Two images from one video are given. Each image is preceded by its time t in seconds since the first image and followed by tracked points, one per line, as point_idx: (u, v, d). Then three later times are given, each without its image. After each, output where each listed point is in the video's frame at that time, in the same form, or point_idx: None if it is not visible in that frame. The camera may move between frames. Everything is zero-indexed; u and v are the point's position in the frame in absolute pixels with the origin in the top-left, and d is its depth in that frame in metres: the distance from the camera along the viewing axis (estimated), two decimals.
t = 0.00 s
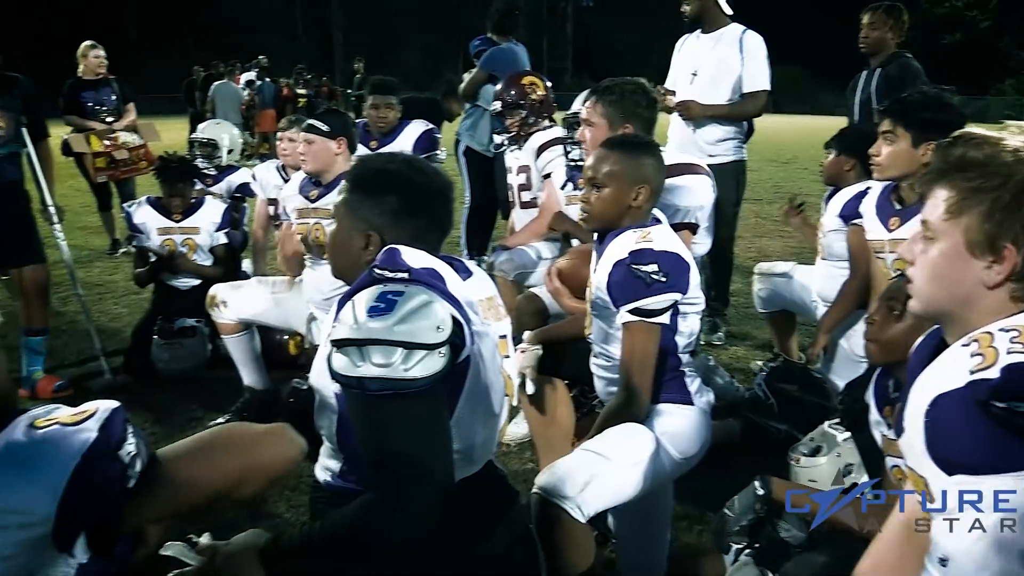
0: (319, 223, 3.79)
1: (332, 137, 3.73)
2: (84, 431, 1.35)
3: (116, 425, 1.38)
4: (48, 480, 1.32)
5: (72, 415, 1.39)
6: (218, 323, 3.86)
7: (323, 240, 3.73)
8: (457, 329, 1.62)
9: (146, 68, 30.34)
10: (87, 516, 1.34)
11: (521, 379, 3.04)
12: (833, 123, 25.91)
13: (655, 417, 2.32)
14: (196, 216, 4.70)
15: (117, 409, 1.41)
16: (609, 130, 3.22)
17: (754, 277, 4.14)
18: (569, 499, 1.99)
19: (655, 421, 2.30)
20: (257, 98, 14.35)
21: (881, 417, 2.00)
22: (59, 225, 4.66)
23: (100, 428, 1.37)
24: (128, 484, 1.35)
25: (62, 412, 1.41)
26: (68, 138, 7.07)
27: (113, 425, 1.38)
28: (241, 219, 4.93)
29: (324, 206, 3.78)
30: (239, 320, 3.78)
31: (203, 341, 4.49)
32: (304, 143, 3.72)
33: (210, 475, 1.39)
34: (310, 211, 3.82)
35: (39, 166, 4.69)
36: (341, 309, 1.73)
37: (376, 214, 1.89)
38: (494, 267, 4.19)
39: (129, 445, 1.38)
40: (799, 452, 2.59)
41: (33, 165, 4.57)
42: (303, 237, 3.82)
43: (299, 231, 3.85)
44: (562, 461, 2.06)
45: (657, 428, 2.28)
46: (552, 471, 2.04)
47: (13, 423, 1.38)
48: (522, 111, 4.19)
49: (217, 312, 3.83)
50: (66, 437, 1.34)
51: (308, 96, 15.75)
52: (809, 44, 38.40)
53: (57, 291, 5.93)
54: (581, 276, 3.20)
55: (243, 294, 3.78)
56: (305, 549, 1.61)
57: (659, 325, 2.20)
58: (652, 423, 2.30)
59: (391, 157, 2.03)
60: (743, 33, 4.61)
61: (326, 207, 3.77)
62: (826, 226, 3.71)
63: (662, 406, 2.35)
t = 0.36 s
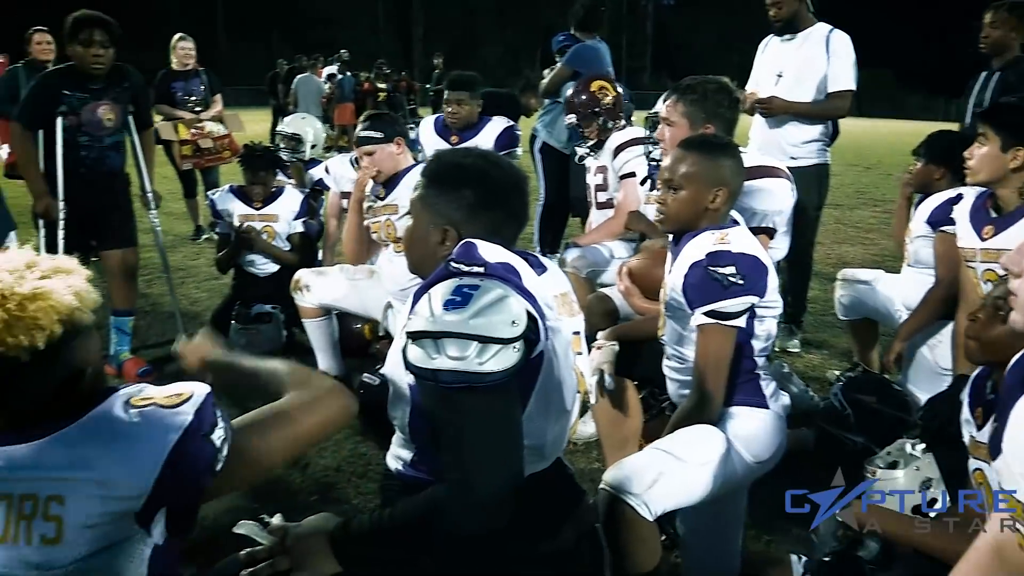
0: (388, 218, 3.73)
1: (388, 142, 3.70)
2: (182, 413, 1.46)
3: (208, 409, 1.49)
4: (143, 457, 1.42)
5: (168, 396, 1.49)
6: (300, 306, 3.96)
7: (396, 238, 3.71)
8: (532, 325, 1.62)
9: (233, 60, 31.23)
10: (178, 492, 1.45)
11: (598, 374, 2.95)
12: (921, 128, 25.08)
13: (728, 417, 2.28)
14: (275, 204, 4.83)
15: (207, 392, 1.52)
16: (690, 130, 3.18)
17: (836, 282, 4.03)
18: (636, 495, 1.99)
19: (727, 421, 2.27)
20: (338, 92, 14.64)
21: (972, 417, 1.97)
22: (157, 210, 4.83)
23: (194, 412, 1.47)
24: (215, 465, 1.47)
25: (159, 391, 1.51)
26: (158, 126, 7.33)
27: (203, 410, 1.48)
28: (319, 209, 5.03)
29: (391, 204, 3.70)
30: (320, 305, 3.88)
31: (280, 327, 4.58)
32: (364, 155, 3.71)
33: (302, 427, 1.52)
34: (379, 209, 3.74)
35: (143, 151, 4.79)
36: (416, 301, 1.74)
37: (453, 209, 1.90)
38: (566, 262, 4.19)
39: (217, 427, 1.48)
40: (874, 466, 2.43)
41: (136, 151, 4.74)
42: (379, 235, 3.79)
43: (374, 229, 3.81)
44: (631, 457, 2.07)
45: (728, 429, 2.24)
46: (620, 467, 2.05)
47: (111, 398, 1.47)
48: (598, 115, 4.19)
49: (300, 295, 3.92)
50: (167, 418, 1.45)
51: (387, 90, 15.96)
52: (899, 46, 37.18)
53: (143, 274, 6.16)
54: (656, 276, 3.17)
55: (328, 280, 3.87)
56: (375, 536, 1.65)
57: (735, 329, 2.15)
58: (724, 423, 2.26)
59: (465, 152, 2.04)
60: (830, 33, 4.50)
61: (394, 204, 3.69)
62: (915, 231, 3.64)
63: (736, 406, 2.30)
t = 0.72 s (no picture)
0: (457, 213, 3.73)
1: (464, 138, 3.72)
2: (264, 397, 1.51)
3: (289, 393, 1.54)
4: (231, 432, 1.48)
5: (249, 381, 1.55)
6: (370, 303, 4.02)
7: (465, 233, 3.71)
8: (601, 324, 1.61)
9: (308, 62, 31.89)
10: (259, 471, 1.50)
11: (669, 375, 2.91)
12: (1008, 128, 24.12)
13: (805, 422, 2.26)
14: (347, 202, 4.92)
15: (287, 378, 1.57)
16: (764, 129, 3.12)
17: (917, 286, 3.90)
18: (722, 503, 1.98)
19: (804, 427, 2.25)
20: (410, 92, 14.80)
21: None
22: (242, 209, 4.97)
23: (275, 397, 1.52)
24: (298, 447, 1.52)
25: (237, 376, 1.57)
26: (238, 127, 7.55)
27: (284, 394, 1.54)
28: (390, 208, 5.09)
29: (461, 199, 3.70)
30: (389, 302, 3.95)
31: (350, 323, 4.65)
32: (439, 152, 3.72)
33: (365, 454, 1.52)
34: (450, 205, 3.75)
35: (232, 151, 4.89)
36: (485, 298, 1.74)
37: (524, 207, 1.91)
38: (633, 261, 4.16)
39: (298, 413, 1.53)
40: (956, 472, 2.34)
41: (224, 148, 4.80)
42: (448, 231, 3.80)
43: (444, 224, 3.83)
44: (714, 462, 2.06)
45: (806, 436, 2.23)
46: (704, 473, 2.04)
47: (193, 384, 1.54)
48: (671, 114, 4.28)
49: (370, 292, 3.99)
50: (251, 400, 1.51)
51: (459, 90, 16.08)
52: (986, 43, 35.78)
53: (220, 269, 6.34)
54: (728, 278, 3.12)
55: (397, 277, 3.93)
56: (441, 531, 1.65)
57: (818, 331, 2.10)
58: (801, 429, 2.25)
59: (537, 150, 2.05)
60: (908, 27, 4.37)
61: (465, 197, 3.69)
62: (1000, 233, 3.50)
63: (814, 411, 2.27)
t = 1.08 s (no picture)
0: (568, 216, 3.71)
1: (578, 141, 3.72)
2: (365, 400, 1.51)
3: (393, 401, 1.52)
4: (322, 426, 1.49)
5: (358, 384, 1.55)
6: (477, 305, 4.08)
7: (576, 235, 3.69)
8: (721, 332, 1.58)
9: (418, 66, 32.57)
10: (347, 473, 1.48)
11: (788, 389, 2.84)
12: None
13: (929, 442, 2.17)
14: (457, 205, 5.01)
15: (397, 386, 1.56)
16: (891, 134, 3.01)
17: None
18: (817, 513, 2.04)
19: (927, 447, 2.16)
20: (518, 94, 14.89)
21: None
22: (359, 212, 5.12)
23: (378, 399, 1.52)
24: (384, 461, 1.48)
25: (349, 377, 1.59)
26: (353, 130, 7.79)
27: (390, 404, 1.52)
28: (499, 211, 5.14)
29: (574, 201, 3.68)
30: (497, 304, 3.98)
31: (458, 324, 4.72)
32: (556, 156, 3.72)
33: (448, 495, 1.47)
34: (563, 207, 3.74)
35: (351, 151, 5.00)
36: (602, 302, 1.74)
37: (645, 211, 1.90)
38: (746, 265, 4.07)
39: (398, 426, 1.50)
40: None
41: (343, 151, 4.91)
42: (558, 233, 3.79)
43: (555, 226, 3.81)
44: (815, 470, 2.09)
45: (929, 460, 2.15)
46: (801, 478, 2.09)
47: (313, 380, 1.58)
48: (784, 121, 4.17)
49: (478, 294, 4.05)
50: (352, 401, 1.51)
51: (566, 94, 16.08)
52: None
53: (333, 268, 6.56)
54: (850, 287, 3.03)
55: (505, 280, 3.97)
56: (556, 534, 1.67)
57: (955, 344, 2.01)
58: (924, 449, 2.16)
59: (660, 153, 2.03)
60: None
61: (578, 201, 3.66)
62: None
63: (939, 431, 2.17)
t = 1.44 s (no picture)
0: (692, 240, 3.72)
1: (701, 161, 3.69)
2: (520, 404, 1.60)
3: (545, 402, 1.62)
4: (481, 433, 1.56)
5: (509, 388, 1.64)
6: (598, 324, 4.07)
7: (702, 258, 3.67)
8: (870, 359, 1.54)
9: (532, 82, 32.91)
10: (511, 474, 1.57)
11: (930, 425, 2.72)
12: None
13: None
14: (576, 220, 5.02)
15: (545, 389, 1.65)
16: None
17: None
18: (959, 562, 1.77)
19: None
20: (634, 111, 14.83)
21: None
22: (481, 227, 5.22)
23: (533, 403, 1.61)
24: (544, 460, 1.58)
25: (495, 382, 1.68)
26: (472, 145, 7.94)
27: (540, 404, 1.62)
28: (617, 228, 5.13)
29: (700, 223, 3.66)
30: (618, 324, 3.96)
31: (575, 340, 4.74)
32: (676, 180, 3.70)
33: (627, 461, 1.65)
34: (688, 229, 3.73)
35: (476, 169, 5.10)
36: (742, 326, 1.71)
37: (787, 234, 1.87)
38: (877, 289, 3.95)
39: (552, 423, 1.60)
40: None
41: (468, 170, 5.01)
42: (684, 256, 3.78)
43: (680, 249, 3.80)
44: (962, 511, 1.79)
45: None
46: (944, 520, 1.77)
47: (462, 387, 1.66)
48: (926, 136, 3.99)
49: (599, 313, 4.05)
50: (507, 406, 1.59)
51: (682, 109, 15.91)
52: None
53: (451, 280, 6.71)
54: (993, 315, 2.94)
55: (625, 300, 3.96)
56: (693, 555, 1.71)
57: None
58: None
59: (802, 176, 2.00)
60: None
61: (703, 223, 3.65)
62: None
63: None
